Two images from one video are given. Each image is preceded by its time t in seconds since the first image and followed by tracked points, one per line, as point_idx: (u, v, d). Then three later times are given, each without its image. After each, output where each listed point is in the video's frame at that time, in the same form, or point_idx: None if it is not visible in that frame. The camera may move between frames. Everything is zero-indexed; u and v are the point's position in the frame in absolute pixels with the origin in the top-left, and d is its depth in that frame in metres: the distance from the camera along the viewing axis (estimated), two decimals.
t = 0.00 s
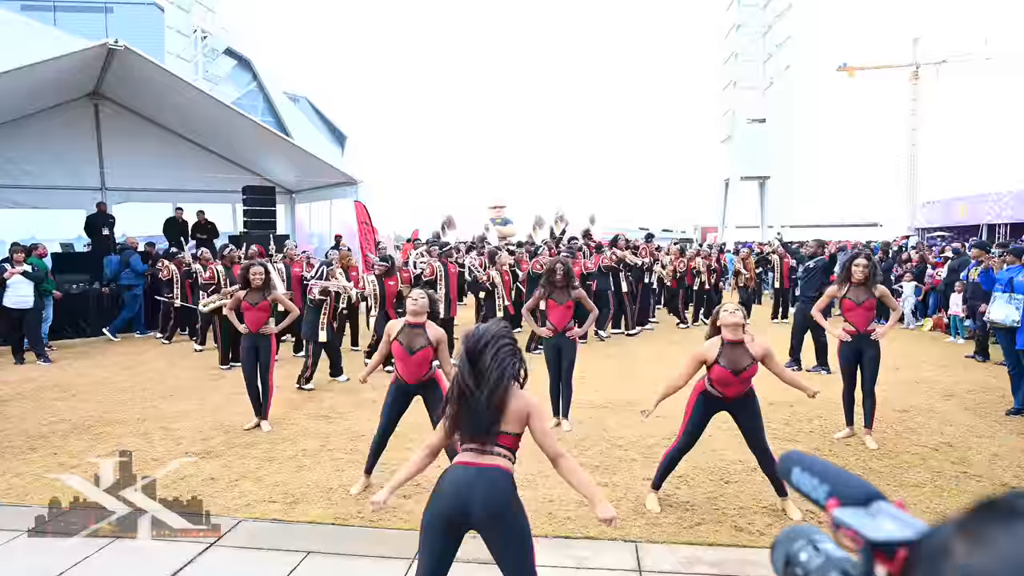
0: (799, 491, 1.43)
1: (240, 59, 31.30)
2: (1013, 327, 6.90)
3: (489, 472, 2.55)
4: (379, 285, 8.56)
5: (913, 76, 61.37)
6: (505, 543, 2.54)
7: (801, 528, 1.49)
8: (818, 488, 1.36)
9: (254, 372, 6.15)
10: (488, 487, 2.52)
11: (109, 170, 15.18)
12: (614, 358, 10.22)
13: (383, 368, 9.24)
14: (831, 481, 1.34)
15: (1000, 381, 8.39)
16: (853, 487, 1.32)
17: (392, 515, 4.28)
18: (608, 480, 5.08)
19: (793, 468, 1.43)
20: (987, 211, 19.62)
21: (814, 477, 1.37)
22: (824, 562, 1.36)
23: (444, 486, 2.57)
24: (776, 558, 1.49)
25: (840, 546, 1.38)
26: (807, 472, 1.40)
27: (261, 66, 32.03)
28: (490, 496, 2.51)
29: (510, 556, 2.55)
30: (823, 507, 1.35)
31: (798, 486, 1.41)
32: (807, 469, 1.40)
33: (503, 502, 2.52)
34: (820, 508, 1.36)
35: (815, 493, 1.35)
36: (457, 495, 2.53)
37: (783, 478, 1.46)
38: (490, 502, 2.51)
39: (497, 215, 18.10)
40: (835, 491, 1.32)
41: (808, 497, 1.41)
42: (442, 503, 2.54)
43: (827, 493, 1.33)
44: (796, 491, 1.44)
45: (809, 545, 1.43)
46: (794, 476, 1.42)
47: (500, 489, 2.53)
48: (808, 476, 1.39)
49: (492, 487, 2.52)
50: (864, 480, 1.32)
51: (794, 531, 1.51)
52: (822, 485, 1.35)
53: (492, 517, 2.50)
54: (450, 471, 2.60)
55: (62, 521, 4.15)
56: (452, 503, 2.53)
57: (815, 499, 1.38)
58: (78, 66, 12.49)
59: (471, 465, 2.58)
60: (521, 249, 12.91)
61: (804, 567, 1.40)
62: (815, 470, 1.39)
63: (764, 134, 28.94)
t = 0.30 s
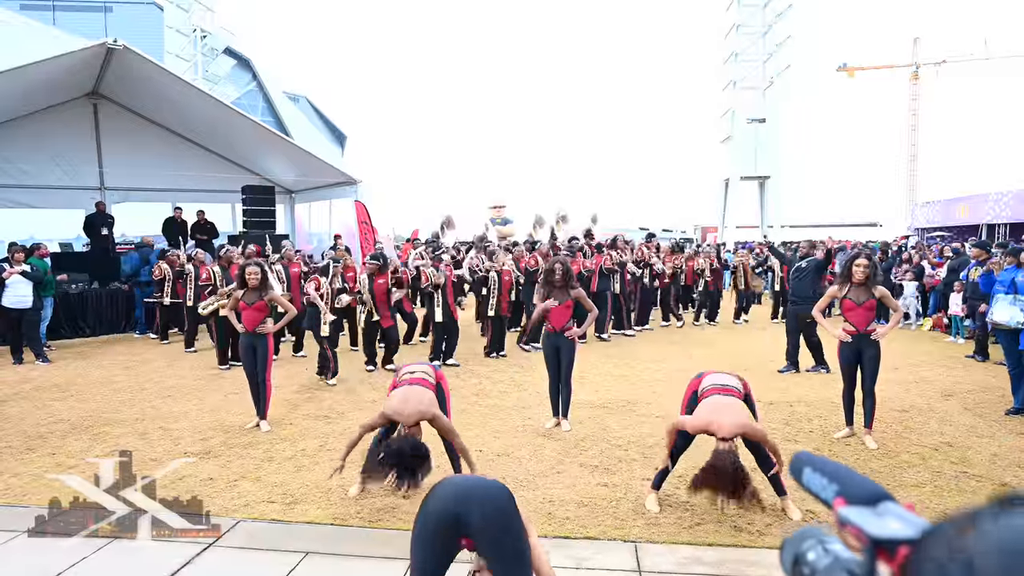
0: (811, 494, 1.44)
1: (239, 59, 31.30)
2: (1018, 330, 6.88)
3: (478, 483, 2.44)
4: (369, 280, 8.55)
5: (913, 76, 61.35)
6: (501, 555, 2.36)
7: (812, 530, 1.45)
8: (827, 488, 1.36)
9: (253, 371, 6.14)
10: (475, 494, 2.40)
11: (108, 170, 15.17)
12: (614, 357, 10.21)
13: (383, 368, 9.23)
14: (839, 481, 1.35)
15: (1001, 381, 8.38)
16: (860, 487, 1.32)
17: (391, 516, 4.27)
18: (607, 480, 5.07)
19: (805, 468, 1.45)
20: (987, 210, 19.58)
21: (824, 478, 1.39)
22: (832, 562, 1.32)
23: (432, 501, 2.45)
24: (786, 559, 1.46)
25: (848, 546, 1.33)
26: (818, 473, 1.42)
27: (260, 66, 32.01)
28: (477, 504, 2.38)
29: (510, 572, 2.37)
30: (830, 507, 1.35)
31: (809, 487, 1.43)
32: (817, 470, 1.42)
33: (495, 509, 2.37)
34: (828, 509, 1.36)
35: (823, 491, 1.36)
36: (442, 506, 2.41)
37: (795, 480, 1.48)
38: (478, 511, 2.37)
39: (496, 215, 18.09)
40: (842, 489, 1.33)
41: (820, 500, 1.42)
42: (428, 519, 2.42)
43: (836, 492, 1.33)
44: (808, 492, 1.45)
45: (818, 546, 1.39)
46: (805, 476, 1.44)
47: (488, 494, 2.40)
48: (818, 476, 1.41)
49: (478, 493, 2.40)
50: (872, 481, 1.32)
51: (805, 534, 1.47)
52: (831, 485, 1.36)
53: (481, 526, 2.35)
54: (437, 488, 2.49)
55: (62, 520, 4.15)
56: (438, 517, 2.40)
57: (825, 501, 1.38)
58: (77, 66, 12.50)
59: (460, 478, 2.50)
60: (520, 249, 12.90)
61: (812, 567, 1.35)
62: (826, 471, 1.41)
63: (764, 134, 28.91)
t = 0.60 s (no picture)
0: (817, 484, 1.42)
1: (240, 59, 31.32)
2: None
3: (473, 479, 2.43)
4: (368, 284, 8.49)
5: (913, 76, 61.31)
6: (504, 551, 2.39)
7: (819, 523, 1.46)
8: (836, 480, 1.35)
9: (251, 371, 6.11)
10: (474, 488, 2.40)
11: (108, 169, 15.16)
12: (615, 357, 10.20)
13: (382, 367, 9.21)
14: (849, 474, 1.34)
15: (1002, 380, 8.36)
16: (868, 481, 1.31)
17: (390, 515, 4.25)
18: (607, 480, 5.05)
19: (814, 459, 1.42)
20: (988, 210, 19.54)
21: (834, 470, 1.37)
22: (840, 556, 1.32)
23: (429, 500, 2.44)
24: (793, 553, 1.45)
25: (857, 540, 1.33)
26: (827, 464, 1.39)
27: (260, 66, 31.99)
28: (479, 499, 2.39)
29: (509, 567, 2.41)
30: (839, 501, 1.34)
31: (816, 478, 1.40)
32: (827, 461, 1.39)
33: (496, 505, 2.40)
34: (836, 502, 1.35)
35: (832, 484, 1.34)
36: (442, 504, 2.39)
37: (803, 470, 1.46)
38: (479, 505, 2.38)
39: (497, 215, 18.07)
40: (850, 482, 1.32)
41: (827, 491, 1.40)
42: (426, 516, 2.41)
43: (843, 484, 1.33)
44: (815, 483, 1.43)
45: (827, 539, 1.38)
46: (813, 468, 1.41)
47: (489, 490, 2.40)
48: (828, 468, 1.38)
49: (480, 489, 2.40)
50: (881, 475, 1.31)
51: (811, 526, 1.47)
52: (840, 477, 1.35)
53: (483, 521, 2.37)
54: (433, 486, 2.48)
55: (60, 520, 4.12)
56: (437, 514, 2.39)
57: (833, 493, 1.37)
58: (77, 66, 12.51)
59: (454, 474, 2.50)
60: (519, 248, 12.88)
61: (820, 560, 1.35)
62: (835, 464, 1.38)
63: (764, 133, 28.88)
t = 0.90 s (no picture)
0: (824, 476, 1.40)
1: (239, 58, 31.30)
2: None
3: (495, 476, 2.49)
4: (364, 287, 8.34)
5: (912, 75, 61.34)
6: (531, 545, 2.50)
7: (827, 517, 1.43)
8: (836, 468, 1.34)
9: (249, 370, 6.10)
10: (499, 484, 2.47)
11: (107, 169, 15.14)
12: (614, 356, 10.19)
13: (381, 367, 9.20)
14: (849, 463, 1.32)
15: (1002, 379, 8.36)
16: (867, 468, 1.28)
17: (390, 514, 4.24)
18: (607, 479, 5.05)
19: (821, 451, 1.42)
20: (988, 209, 19.53)
21: (837, 459, 1.35)
22: (838, 543, 1.30)
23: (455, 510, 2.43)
24: (798, 544, 1.44)
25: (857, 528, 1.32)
26: (833, 454, 1.38)
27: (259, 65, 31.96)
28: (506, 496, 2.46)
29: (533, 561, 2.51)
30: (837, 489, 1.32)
31: (821, 468, 1.40)
32: (832, 452, 1.39)
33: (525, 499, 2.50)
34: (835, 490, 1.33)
35: (832, 471, 1.33)
36: (475, 507, 2.41)
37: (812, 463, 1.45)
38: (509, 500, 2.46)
39: (496, 215, 18.05)
40: (849, 469, 1.30)
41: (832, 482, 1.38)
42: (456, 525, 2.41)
43: (842, 471, 1.31)
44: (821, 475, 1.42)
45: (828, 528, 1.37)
46: (819, 458, 1.41)
47: (518, 486, 2.49)
48: (831, 458, 1.37)
49: (510, 486, 2.47)
50: (879, 461, 1.28)
51: (820, 520, 1.45)
52: (840, 465, 1.33)
53: (514, 513, 2.47)
54: (453, 494, 2.47)
55: (59, 520, 4.11)
56: (470, 520, 2.40)
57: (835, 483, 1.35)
58: (77, 65, 12.50)
59: (470, 476, 2.50)
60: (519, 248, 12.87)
61: (820, 548, 1.34)
62: (841, 453, 1.37)
63: (763, 133, 28.87)
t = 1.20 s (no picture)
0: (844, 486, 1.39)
1: (240, 58, 31.33)
2: None
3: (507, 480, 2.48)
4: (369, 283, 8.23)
5: (913, 75, 61.30)
6: (541, 554, 2.48)
7: (847, 525, 1.41)
8: (857, 478, 1.32)
9: (252, 370, 6.10)
10: (509, 491, 2.44)
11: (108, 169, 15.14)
12: (615, 357, 10.17)
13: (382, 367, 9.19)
14: (869, 472, 1.30)
15: (1004, 380, 8.35)
16: (888, 478, 1.27)
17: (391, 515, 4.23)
18: (609, 480, 5.04)
19: (840, 460, 1.40)
20: (989, 210, 19.49)
21: (856, 469, 1.34)
22: (859, 554, 1.29)
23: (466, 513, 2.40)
24: (816, 553, 1.43)
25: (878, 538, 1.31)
26: (852, 463, 1.37)
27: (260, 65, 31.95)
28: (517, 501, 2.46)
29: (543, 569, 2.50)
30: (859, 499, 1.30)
31: (841, 478, 1.38)
32: (851, 461, 1.37)
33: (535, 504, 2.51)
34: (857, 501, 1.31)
35: (853, 481, 1.31)
36: (486, 512, 2.39)
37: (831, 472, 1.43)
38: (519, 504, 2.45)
39: (497, 215, 18.03)
40: (870, 479, 1.28)
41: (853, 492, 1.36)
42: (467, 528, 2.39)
43: (864, 481, 1.29)
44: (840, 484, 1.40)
45: (848, 539, 1.36)
46: (838, 467, 1.39)
47: (529, 493, 2.48)
48: (850, 467, 1.35)
49: (522, 492, 2.46)
50: (901, 471, 1.26)
51: (839, 528, 1.43)
52: (861, 475, 1.31)
53: (525, 519, 2.45)
54: (464, 496, 2.44)
55: (60, 520, 4.10)
56: (482, 525, 2.38)
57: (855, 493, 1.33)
58: (78, 65, 12.48)
59: (480, 481, 2.47)
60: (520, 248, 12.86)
61: (840, 559, 1.33)
62: (859, 462, 1.36)
63: (764, 133, 28.85)
